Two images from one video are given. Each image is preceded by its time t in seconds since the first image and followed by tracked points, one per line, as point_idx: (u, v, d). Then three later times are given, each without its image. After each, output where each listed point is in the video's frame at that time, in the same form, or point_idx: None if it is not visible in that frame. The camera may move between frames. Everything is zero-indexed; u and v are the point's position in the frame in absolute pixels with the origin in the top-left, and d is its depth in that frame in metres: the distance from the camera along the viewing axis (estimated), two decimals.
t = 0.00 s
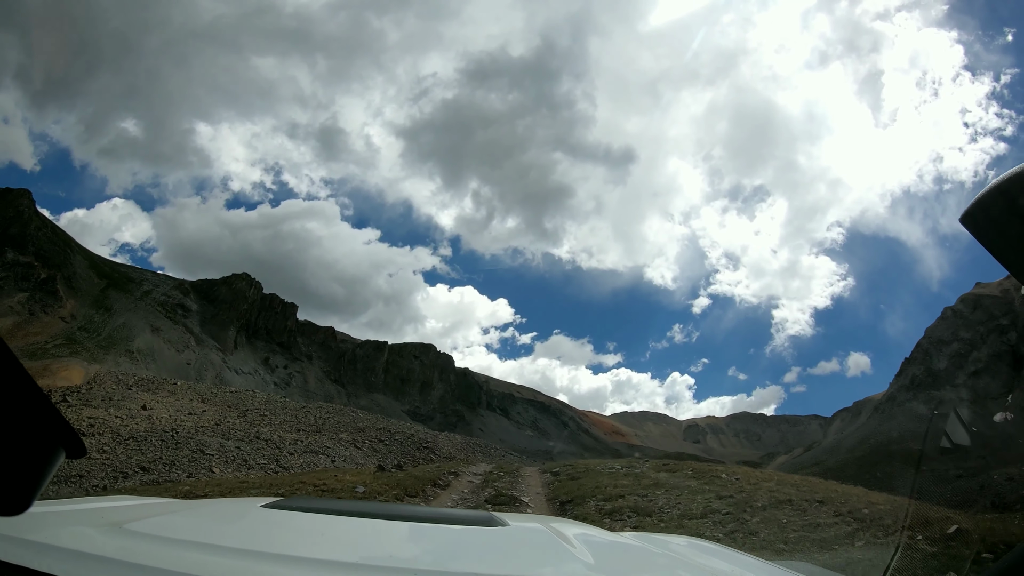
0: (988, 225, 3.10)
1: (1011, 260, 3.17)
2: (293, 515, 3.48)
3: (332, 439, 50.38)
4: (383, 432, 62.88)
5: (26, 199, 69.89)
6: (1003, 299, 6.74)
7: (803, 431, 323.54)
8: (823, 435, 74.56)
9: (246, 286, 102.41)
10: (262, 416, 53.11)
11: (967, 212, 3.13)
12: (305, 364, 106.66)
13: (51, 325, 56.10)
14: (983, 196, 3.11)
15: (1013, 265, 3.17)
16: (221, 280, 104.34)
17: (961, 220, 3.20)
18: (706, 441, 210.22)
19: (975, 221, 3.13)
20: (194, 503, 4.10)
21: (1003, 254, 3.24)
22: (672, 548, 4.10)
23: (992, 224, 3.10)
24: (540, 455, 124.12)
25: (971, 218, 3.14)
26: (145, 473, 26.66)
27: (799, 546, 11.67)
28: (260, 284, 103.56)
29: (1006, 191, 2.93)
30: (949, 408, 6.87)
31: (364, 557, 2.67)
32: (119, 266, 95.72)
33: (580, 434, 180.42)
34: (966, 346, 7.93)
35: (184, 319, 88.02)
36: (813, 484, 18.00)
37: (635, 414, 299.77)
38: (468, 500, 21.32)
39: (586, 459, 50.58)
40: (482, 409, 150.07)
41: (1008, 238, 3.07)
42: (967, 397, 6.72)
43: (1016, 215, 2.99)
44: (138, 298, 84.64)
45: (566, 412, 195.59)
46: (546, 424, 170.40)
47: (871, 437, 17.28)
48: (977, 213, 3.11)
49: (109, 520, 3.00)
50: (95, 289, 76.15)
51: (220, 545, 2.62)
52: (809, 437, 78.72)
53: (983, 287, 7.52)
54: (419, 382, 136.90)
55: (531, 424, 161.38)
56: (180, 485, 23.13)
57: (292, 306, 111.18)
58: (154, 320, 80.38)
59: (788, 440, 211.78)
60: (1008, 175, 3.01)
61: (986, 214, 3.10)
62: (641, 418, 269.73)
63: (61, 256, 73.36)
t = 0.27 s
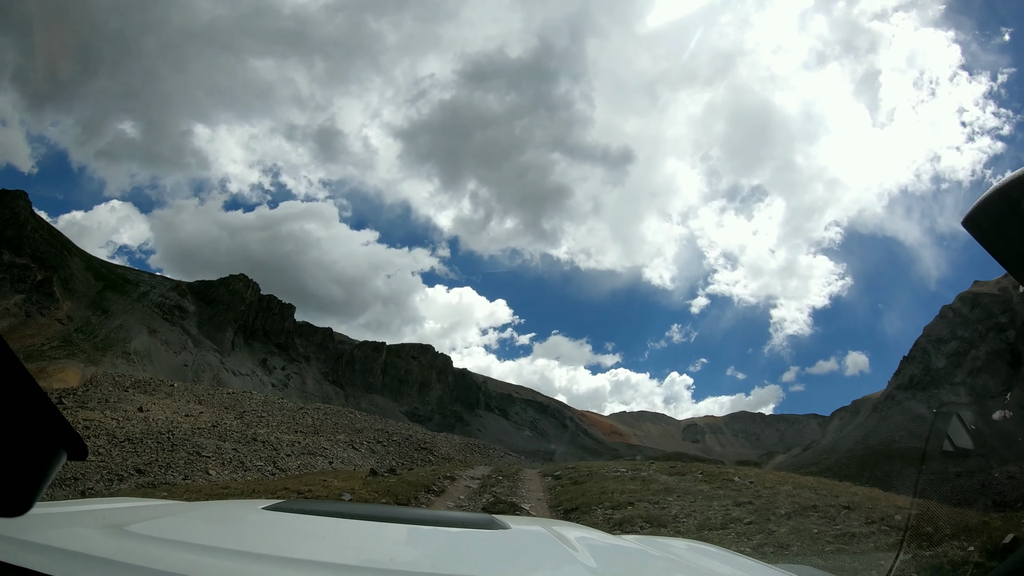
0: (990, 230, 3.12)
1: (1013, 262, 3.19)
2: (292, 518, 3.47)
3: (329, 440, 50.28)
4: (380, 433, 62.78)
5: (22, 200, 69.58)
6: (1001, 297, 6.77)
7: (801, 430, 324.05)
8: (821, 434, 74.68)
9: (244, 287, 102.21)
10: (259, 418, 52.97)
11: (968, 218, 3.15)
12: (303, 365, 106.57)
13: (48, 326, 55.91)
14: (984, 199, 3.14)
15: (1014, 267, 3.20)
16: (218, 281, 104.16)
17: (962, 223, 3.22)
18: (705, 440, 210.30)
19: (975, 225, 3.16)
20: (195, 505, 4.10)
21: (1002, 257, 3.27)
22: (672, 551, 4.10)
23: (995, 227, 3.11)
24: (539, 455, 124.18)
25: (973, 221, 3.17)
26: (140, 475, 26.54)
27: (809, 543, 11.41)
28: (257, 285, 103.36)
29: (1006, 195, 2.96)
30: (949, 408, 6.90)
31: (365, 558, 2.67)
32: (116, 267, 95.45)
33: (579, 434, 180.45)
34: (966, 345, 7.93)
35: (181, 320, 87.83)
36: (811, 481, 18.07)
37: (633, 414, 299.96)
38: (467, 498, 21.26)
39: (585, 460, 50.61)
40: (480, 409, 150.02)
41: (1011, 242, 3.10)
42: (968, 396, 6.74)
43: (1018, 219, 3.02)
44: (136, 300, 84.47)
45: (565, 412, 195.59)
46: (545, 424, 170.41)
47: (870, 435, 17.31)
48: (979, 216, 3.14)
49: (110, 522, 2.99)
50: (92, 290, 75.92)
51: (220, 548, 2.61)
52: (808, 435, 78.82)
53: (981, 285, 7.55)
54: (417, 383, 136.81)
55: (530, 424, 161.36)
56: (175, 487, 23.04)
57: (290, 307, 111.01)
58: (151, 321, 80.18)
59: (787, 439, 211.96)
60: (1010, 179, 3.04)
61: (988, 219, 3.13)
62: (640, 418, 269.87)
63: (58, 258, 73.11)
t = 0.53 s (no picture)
0: (988, 226, 3.14)
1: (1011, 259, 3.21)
2: (293, 525, 3.47)
3: (327, 439, 50.23)
4: (378, 431, 62.78)
5: (16, 200, 69.10)
6: (998, 292, 6.79)
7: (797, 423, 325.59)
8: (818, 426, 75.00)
9: (240, 286, 101.96)
10: (256, 416, 52.85)
11: (966, 213, 3.17)
12: (301, 363, 106.48)
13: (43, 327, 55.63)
14: (980, 195, 3.16)
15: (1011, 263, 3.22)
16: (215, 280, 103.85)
17: (960, 220, 3.24)
18: (703, 435, 210.97)
19: (973, 221, 3.17)
20: (196, 512, 4.10)
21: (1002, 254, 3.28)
22: (673, 553, 4.13)
23: (993, 225, 3.13)
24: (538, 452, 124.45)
25: (970, 218, 3.18)
26: (135, 475, 26.42)
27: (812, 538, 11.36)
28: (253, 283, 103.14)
29: (1005, 188, 2.98)
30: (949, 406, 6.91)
31: (367, 565, 2.68)
32: (111, 267, 95.00)
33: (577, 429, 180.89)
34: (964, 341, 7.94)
35: (178, 320, 87.57)
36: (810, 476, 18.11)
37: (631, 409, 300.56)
38: (465, 497, 21.24)
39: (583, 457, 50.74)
40: (478, 406, 150.22)
41: (1009, 239, 3.11)
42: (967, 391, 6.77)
43: (1016, 215, 3.03)
44: (131, 299, 84.21)
45: (563, 408, 196.01)
46: (543, 420, 170.74)
47: (867, 430, 17.36)
48: (975, 213, 3.16)
49: (112, 531, 3.00)
50: (87, 290, 75.55)
51: (222, 556, 2.62)
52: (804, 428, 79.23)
53: (978, 280, 7.57)
54: (415, 380, 136.84)
55: (528, 420, 161.71)
56: (170, 487, 22.96)
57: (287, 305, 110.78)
58: (147, 321, 79.92)
59: (785, 432, 212.80)
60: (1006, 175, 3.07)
61: (986, 215, 3.15)
62: (637, 413, 270.72)
63: (53, 258, 72.72)
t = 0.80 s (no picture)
0: (992, 234, 3.12)
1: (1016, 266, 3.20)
2: (290, 516, 3.47)
3: (324, 435, 50.27)
4: (376, 428, 62.82)
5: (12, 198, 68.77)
6: (996, 287, 6.79)
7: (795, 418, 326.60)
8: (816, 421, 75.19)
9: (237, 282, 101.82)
10: (254, 413, 52.86)
11: (971, 219, 3.16)
12: (298, 360, 106.53)
13: (39, 325, 55.58)
14: (986, 203, 3.15)
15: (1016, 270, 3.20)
16: (212, 277, 103.70)
17: (965, 226, 3.22)
18: (701, 430, 211.48)
19: (978, 228, 3.16)
20: (195, 501, 4.11)
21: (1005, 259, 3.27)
22: (670, 552, 4.12)
23: (997, 231, 3.12)
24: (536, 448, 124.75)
25: (975, 225, 3.17)
26: (130, 474, 26.42)
27: (810, 532, 11.42)
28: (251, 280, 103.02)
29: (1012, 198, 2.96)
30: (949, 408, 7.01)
31: (362, 556, 2.68)
32: (108, 264, 94.77)
33: (576, 425, 181.30)
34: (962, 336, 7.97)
35: (175, 317, 87.49)
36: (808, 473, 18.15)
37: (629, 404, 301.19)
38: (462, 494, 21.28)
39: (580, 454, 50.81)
40: (476, 402, 150.44)
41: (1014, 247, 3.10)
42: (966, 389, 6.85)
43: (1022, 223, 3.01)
44: (128, 297, 84.12)
45: (561, 403, 196.45)
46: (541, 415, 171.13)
47: (865, 426, 17.39)
48: (980, 221, 3.14)
49: (110, 517, 2.99)
50: (84, 287, 75.38)
51: (220, 544, 2.62)
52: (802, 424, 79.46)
53: (976, 276, 7.58)
54: (413, 376, 136.94)
55: (527, 416, 162.07)
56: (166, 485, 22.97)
57: (285, 302, 110.67)
58: (144, 318, 79.85)
59: (782, 427, 213.34)
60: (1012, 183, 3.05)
61: (992, 223, 3.13)
62: (635, 408, 271.29)
63: (50, 255, 72.48)
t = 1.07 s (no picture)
0: (988, 224, 3.14)
1: (1010, 257, 3.23)
2: (291, 521, 3.48)
3: (322, 433, 50.26)
4: (375, 425, 62.81)
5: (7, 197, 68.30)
6: (994, 281, 6.81)
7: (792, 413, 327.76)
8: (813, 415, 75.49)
9: (234, 281, 101.64)
10: (251, 412, 52.83)
11: (966, 211, 3.18)
12: (296, 359, 106.43)
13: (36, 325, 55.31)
14: (980, 194, 3.17)
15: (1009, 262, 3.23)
16: (209, 275, 103.45)
17: (960, 219, 3.25)
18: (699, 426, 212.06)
19: (973, 221, 3.19)
20: (195, 507, 4.11)
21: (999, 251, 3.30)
22: (669, 549, 4.16)
23: (991, 222, 3.15)
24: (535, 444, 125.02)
25: (969, 217, 3.20)
26: (126, 474, 26.40)
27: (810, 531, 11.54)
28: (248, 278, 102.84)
29: (1004, 190, 2.98)
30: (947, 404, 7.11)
31: (362, 560, 2.70)
32: (105, 263, 94.39)
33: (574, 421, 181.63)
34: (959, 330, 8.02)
35: (172, 316, 87.29)
36: (808, 470, 18.18)
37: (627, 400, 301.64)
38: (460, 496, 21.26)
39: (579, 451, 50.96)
40: (474, 399, 150.60)
41: (1007, 238, 3.13)
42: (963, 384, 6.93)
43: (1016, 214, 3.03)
44: (125, 296, 83.87)
45: (559, 400, 196.70)
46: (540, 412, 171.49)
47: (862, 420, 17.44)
48: (975, 211, 3.17)
49: (110, 527, 3.00)
50: (81, 287, 75.09)
51: (220, 551, 2.63)
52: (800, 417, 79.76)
53: (974, 270, 7.62)
54: (412, 374, 136.99)
55: (525, 413, 162.32)
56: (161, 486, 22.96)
57: (282, 301, 110.49)
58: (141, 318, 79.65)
59: (780, 422, 214.09)
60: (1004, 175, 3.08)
61: (985, 215, 3.16)
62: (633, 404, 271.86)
63: (46, 255, 72.12)
